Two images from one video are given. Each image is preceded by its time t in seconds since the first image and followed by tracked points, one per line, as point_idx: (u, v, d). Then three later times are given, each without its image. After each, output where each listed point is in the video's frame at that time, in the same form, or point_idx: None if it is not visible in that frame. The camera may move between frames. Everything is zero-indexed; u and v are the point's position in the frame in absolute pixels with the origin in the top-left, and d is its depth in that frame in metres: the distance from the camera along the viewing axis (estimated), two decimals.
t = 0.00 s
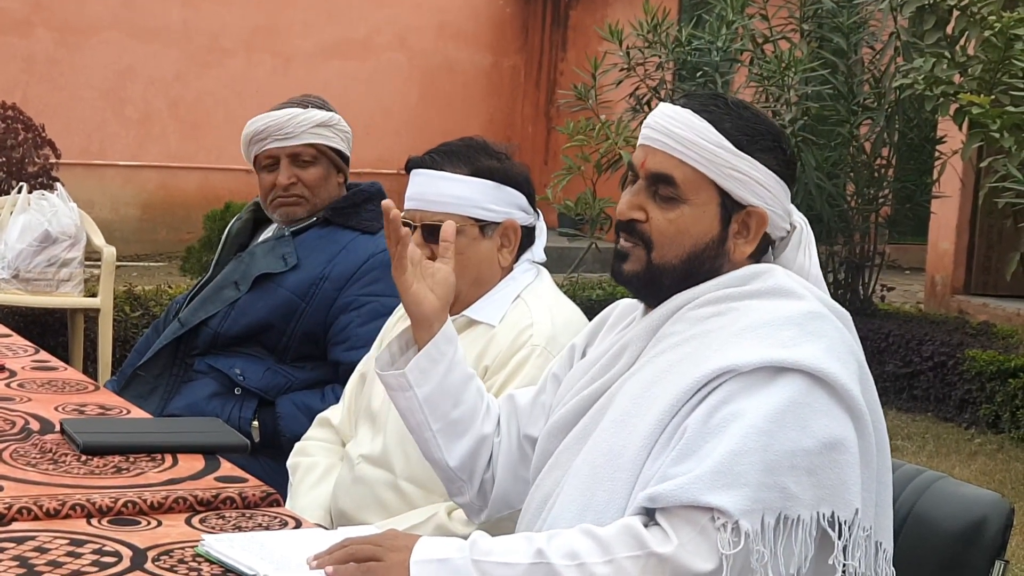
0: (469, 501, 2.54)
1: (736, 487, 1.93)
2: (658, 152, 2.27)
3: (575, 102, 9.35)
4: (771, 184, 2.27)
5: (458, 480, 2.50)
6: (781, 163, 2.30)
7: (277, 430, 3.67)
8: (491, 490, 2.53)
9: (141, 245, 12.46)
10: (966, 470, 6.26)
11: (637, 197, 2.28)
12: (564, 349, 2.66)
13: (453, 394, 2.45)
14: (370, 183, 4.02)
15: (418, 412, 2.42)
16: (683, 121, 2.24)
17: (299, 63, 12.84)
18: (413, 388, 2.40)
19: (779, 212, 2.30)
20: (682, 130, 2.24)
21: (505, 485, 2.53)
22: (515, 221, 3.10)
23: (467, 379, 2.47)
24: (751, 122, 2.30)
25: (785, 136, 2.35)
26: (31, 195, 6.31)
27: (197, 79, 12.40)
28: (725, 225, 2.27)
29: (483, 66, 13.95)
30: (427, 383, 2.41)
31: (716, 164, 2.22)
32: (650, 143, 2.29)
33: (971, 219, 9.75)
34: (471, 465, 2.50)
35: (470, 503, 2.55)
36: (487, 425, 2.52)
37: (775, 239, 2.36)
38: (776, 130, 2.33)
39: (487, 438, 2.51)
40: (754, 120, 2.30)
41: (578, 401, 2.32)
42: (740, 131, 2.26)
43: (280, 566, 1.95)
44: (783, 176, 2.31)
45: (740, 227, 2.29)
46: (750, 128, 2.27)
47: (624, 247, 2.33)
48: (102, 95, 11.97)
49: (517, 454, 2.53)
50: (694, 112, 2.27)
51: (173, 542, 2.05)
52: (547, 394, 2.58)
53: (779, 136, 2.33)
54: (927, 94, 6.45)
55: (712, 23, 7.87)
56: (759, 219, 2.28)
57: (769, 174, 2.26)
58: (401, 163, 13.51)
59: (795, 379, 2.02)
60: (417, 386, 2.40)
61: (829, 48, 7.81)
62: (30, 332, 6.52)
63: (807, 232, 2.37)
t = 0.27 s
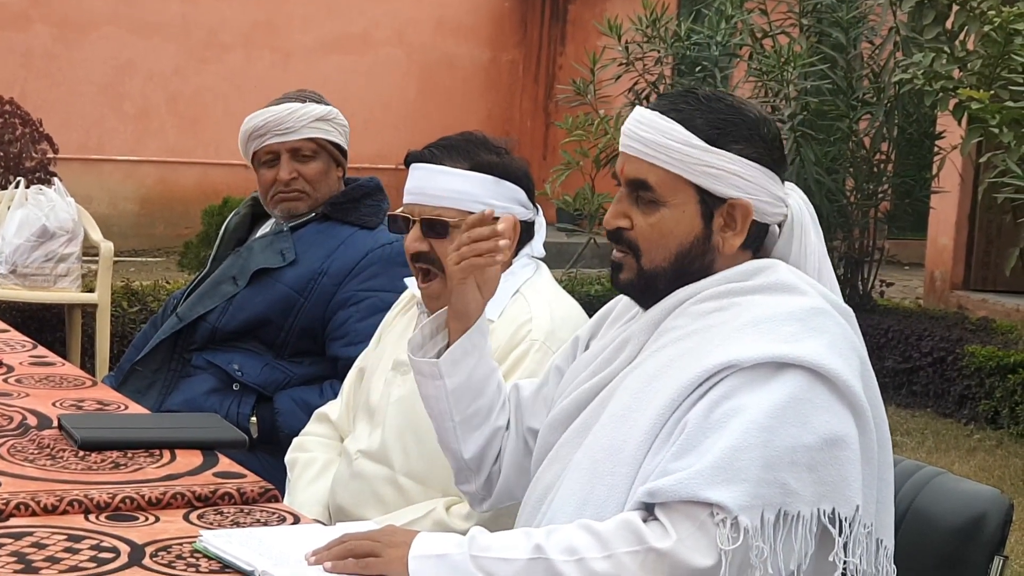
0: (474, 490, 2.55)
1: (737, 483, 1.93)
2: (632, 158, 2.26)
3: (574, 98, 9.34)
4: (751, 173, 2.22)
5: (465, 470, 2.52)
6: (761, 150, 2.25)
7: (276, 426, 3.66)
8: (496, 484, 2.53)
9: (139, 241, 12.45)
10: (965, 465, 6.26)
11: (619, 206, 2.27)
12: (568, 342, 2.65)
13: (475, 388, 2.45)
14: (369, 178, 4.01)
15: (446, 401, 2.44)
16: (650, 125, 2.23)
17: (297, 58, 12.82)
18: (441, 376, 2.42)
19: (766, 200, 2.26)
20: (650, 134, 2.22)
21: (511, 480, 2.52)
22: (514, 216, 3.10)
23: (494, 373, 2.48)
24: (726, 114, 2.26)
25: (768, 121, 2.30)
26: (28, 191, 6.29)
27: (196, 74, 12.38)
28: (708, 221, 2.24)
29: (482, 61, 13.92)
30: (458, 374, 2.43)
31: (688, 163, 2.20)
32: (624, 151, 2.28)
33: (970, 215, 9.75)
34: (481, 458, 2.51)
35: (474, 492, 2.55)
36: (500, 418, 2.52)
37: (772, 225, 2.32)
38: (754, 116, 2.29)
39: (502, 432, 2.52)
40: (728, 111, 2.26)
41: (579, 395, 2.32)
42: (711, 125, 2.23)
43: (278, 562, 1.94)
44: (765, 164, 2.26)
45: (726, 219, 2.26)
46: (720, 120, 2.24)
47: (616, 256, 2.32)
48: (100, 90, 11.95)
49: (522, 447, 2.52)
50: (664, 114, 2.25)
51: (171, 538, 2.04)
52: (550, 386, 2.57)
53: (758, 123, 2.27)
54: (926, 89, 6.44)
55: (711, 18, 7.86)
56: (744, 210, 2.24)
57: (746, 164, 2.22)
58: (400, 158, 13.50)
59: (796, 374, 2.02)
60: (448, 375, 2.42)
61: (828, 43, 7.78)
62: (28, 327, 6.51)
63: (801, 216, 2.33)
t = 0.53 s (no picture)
0: (480, 499, 2.56)
1: (733, 482, 1.93)
2: (611, 163, 2.27)
3: (570, 97, 9.35)
4: (729, 170, 2.22)
5: (472, 482, 2.53)
6: (739, 146, 2.24)
7: (273, 424, 3.67)
8: (502, 489, 2.55)
9: (136, 239, 12.45)
10: (962, 464, 6.27)
11: (604, 211, 2.28)
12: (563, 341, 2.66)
13: (481, 402, 2.45)
14: (365, 176, 4.03)
15: (457, 420, 2.44)
16: (625, 130, 2.24)
17: (294, 57, 12.82)
18: (453, 398, 2.41)
19: (748, 196, 2.25)
20: (626, 139, 2.23)
21: (514, 485, 2.55)
22: (511, 214, 3.08)
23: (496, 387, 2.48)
24: (702, 113, 2.26)
25: (746, 117, 2.29)
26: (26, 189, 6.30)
27: (193, 73, 12.38)
28: (692, 220, 2.25)
29: (479, 60, 13.92)
30: (466, 396, 2.42)
31: (664, 166, 2.20)
32: (604, 157, 2.30)
33: (966, 215, 9.76)
34: (487, 467, 2.52)
35: (478, 498, 2.57)
36: (502, 428, 2.52)
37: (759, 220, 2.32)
38: (732, 113, 2.28)
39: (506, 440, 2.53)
40: (704, 111, 2.26)
41: (575, 394, 2.32)
42: (687, 126, 2.23)
43: (275, 560, 1.95)
44: (744, 160, 2.26)
45: (710, 218, 2.26)
46: (696, 120, 2.24)
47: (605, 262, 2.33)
48: (97, 89, 11.95)
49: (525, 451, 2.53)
50: (640, 118, 2.26)
51: (168, 536, 2.05)
52: (547, 388, 2.57)
53: (735, 119, 2.27)
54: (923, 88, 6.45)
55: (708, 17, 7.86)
56: (726, 208, 2.24)
57: (724, 162, 2.21)
58: (397, 157, 13.50)
59: (793, 374, 2.03)
60: (457, 398, 2.41)
61: (824, 42, 7.76)
62: (25, 326, 6.51)
63: (788, 211, 2.31)
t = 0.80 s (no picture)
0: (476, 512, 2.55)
1: (733, 480, 1.93)
2: (625, 144, 2.30)
3: (570, 94, 9.33)
4: (740, 165, 2.25)
5: (466, 500, 2.51)
6: (753, 144, 2.27)
7: (272, 422, 3.67)
8: (496, 495, 2.54)
9: (136, 236, 12.45)
10: (962, 462, 6.27)
11: (610, 191, 2.30)
12: (560, 340, 2.65)
13: (437, 433, 2.42)
14: (365, 174, 4.01)
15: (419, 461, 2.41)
16: (646, 110, 2.27)
17: (294, 54, 12.81)
18: (405, 443, 2.38)
19: (756, 195, 2.27)
20: (641, 119, 2.26)
21: (510, 488, 2.53)
22: (510, 211, 3.11)
23: (444, 411, 2.44)
24: (720, 106, 2.29)
25: (764, 119, 2.32)
26: (26, 187, 6.29)
27: (193, 71, 12.38)
28: (695, 208, 2.26)
29: (479, 58, 13.91)
30: (415, 437, 2.38)
31: (678, 150, 2.23)
32: (619, 138, 2.33)
33: (966, 212, 9.76)
34: (474, 481, 2.50)
35: (478, 510, 2.56)
36: (478, 440, 2.51)
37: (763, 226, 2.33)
38: (751, 113, 2.31)
39: (480, 452, 2.51)
40: (723, 104, 2.29)
41: (573, 392, 2.32)
42: (705, 115, 2.26)
43: (276, 556, 1.94)
44: (757, 158, 2.28)
45: (713, 210, 2.27)
46: (714, 111, 2.27)
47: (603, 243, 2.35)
48: (97, 86, 11.95)
49: (517, 452, 2.52)
50: (658, 101, 2.29)
51: (169, 533, 2.05)
52: (543, 388, 2.57)
53: (753, 118, 2.30)
54: (923, 86, 6.43)
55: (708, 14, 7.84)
56: (731, 200, 2.25)
57: (736, 155, 2.24)
58: (397, 154, 13.49)
59: (792, 371, 2.03)
60: (407, 443, 2.38)
61: (824, 39, 7.74)
62: (25, 324, 6.51)
63: (793, 218, 2.30)
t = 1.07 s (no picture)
0: (457, 493, 2.55)
1: (733, 477, 1.93)
2: (643, 124, 2.33)
3: (569, 90, 9.32)
4: (751, 156, 2.27)
5: (441, 475, 2.51)
6: (766, 139, 2.30)
7: (271, 417, 3.67)
8: (478, 479, 2.53)
9: (134, 232, 12.43)
10: (960, 457, 6.27)
11: (620, 166, 2.32)
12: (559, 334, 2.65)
13: (409, 396, 2.44)
14: (364, 169, 4.00)
15: (382, 418, 2.43)
16: (667, 93, 2.30)
17: (292, 49, 12.80)
18: (371, 396, 2.40)
19: (763, 188, 2.29)
20: (661, 100, 2.30)
21: (494, 471, 2.52)
22: (509, 208, 3.11)
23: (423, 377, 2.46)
24: (739, 99, 2.32)
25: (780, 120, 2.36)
26: (24, 182, 6.29)
27: (191, 66, 12.36)
28: (700, 191, 2.28)
29: (477, 53, 13.89)
30: (380, 392, 2.41)
31: (693, 132, 2.26)
32: (637, 120, 2.36)
33: (965, 208, 9.77)
34: (450, 457, 2.50)
35: (460, 493, 2.56)
36: (458, 417, 2.51)
37: (767, 227, 2.34)
38: (768, 111, 2.35)
39: (460, 431, 2.51)
40: (742, 97, 2.32)
41: (571, 387, 2.32)
42: (723, 102, 2.29)
43: (275, 553, 1.94)
44: (769, 154, 2.31)
45: (718, 196, 2.29)
46: (733, 100, 2.30)
47: (606, 219, 2.37)
48: (95, 81, 11.94)
49: (506, 442, 2.52)
50: (679, 86, 2.33)
51: (167, 529, 2.04)
52: (540, 379, 2.57)
53: (770, 116, 2.33)
54: (922, 81, 6.43)
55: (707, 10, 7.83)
56: (737, 187, 2.27)
57: (747, 145, 2.27)
58: (395, 150, 13.47)
59: (791, 368, 2.02)
60: (369, 397, 2.40)
61: (823, 35, 7.72)
62: (23, 319, 6.50)
63: (796, 223, 2.33)
